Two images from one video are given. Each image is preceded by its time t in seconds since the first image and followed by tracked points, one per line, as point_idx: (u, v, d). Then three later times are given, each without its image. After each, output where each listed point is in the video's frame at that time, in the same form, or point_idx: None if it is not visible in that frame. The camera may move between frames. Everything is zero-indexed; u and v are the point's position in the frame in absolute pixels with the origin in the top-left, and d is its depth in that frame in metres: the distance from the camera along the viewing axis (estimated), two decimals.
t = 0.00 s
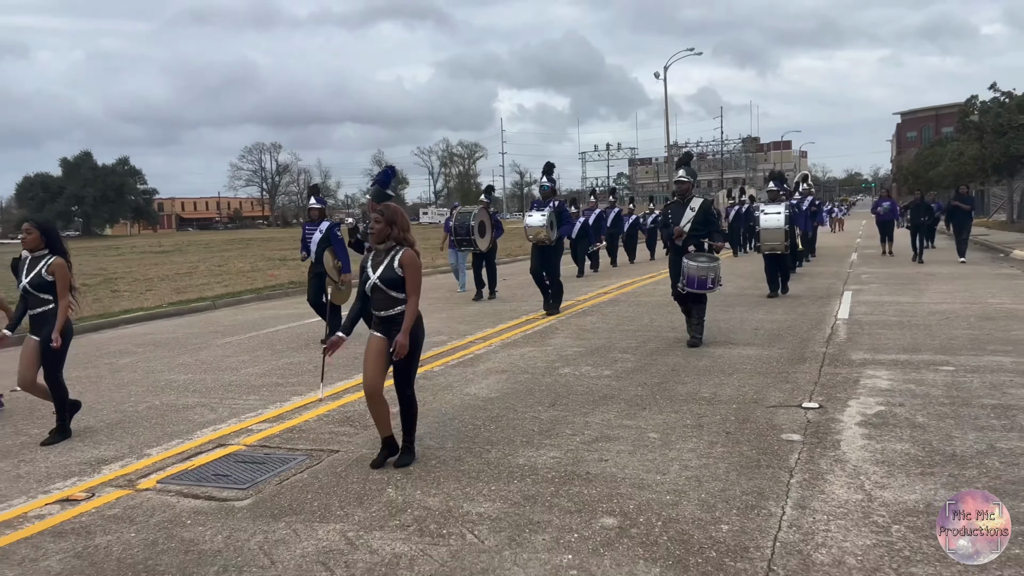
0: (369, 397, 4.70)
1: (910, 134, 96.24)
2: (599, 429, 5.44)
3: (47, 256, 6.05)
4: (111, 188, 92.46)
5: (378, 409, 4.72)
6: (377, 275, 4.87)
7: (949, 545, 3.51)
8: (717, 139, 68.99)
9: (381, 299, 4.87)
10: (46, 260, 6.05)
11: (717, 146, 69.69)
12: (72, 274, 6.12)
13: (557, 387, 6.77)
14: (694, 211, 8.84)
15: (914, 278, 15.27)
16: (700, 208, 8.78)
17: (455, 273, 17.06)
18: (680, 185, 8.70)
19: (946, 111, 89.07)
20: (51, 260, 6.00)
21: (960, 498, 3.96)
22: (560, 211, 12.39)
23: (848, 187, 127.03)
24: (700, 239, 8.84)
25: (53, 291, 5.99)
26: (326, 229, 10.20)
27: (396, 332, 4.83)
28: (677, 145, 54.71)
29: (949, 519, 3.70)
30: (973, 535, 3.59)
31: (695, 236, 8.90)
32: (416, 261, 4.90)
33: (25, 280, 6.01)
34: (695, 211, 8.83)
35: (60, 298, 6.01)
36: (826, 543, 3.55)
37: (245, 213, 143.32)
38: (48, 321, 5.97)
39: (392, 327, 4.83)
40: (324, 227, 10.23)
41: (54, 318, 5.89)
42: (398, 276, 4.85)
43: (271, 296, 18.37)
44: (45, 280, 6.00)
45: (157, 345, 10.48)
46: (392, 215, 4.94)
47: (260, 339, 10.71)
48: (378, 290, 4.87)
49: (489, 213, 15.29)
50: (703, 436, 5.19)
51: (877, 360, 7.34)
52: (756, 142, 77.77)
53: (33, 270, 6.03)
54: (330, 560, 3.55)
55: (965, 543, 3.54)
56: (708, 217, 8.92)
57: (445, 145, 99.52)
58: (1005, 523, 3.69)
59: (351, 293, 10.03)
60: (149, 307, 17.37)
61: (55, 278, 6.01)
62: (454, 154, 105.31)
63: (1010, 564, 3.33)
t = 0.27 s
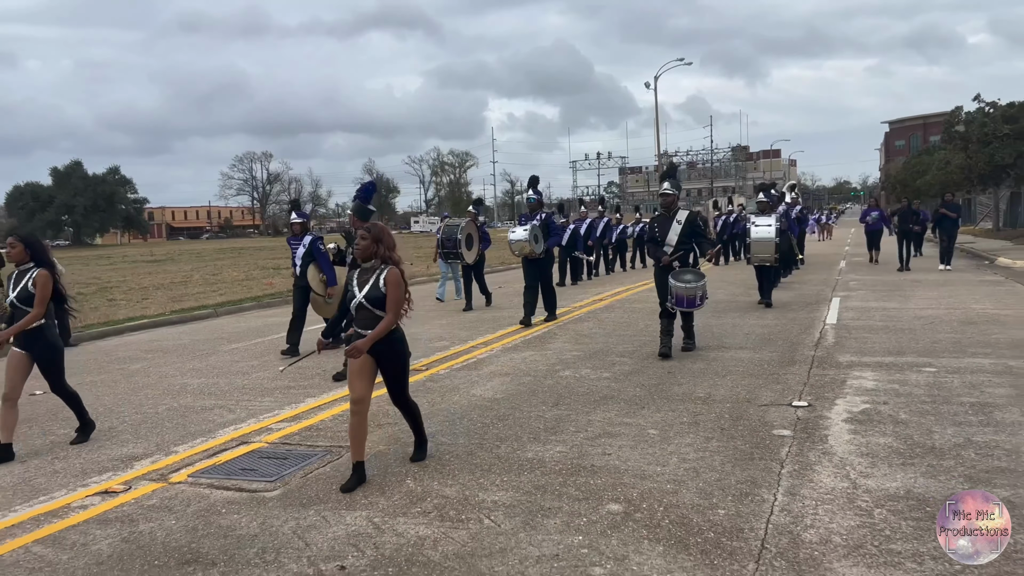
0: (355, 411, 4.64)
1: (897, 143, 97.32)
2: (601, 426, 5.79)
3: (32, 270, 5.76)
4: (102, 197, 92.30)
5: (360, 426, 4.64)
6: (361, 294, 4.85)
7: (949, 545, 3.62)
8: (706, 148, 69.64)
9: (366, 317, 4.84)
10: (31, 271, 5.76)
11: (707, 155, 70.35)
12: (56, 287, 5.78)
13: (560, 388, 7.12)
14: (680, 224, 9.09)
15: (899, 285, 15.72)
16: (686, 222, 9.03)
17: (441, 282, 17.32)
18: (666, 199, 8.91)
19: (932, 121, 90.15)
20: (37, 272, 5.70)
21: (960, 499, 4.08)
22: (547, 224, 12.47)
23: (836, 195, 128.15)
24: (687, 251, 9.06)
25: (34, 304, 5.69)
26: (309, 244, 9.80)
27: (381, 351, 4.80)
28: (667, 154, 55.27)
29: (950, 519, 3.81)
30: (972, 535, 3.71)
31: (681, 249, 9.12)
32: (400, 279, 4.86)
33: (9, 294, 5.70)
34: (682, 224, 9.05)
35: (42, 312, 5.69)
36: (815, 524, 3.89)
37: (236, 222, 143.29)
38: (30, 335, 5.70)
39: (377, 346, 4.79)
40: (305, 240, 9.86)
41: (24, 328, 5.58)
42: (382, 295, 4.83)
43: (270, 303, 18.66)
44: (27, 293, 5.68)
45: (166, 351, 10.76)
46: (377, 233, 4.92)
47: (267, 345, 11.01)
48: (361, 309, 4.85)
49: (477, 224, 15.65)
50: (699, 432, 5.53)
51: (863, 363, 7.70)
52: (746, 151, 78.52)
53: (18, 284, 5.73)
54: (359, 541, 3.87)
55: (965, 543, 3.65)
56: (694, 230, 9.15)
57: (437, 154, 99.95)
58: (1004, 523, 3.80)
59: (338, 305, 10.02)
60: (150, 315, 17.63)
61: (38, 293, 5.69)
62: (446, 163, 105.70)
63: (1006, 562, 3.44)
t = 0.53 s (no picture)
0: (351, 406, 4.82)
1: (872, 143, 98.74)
2: (594, 410, 6.11)
3: None
4: (77, 195, 91.30)
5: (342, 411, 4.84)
6: (339, 281, 4.98)
7: (949, 546, 3.54)
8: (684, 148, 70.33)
9: (343, 304, 4.99)
10: None
11: (686, 155, 71.09)
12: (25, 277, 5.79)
13: (551, 376, 7.43)
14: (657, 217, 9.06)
15: (873, 281, 16.20)
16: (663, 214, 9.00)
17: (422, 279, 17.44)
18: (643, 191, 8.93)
19: (906, 122, 91.66)
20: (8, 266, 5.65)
21: (961, 499, 4.01)
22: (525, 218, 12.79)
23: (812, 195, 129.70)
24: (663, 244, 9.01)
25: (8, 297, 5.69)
26: (285, 236, 10.01)
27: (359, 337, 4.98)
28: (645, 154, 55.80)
29: (950, 520, 3.74)
30: (972, 535, 3.63)
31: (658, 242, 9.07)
32: (380, 267, 5.03)
33: None
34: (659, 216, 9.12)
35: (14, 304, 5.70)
36: (796, 492, 4.22)
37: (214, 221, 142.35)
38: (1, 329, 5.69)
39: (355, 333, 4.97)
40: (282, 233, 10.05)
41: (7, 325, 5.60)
42: (361, 282, 4.99)
43: (257, 300, 18.83)
44: None
45: (161, 345, 10.95)
46: (355, 221, 5.04)
47: (261, 339, 11.23)
48: (339, 295, 4.99)
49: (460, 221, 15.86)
50: (686, 414, 5.86)
51: (840, 352, 8.07)
52: (723, 151, 79.39)
53: None
54: (375, 511, 4.14)
55: (964, 543, 3.57)
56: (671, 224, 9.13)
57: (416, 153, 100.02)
58: (1005, 523, 3.72)
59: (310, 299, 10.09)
60: (138, 312, 17.75)
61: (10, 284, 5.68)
62: (425, 162, 105.69)
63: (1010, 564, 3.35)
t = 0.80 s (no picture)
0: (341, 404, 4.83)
1: (856, 137, 99.60)
2: (599, 394, 6.43)
3: None
4: (60, 186, 90.61)
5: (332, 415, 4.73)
6: (333, 282, 4.91)
7: (950, 545, 3.52)
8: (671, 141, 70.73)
9: (337, 305, 4.92)
10: None
11: (672, 147, 71.55)
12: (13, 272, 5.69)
13: (554, 364, 7.74)
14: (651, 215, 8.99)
15: (859, 273, 16.62)
16: (656, 213, 8.93)
17: (415, 272, 17.59)
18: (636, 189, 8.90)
19: (890, 116, 92.59)
20: None
21: (960, 499, 3.97)
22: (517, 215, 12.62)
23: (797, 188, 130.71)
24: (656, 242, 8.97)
25: None
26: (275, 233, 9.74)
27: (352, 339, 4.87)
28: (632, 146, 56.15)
29: (950, 519, 3.72)
30: (972, 535, 3.62)
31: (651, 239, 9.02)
32: (375, 268, 4.97)
33: None
34: (653, 215, 9.00)
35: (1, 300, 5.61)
36: (793, 466, 4.55)
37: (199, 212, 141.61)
38: None
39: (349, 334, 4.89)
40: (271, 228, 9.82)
41: None
42: (355, 283, 4.91)
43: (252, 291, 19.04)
44: None
45: (167, 335, 11.17)
46: (350, 221, 4.98)
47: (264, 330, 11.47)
48: (333, 296, 4.91)
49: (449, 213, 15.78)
50: (686, 397, 6.19)
51: (829, 340, 8.43)
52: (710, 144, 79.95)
53: None
54: (403, 485, 4.44)
55: (965, 543, 3.55)
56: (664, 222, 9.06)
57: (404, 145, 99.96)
58: (1005, 522, 3.70)
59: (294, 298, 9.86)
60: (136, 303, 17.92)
61: None
62: (412, 153, 105.61)
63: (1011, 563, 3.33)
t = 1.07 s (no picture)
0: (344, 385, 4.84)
1: (864, 127, 99.43)
2: (616, 374, 6.80)
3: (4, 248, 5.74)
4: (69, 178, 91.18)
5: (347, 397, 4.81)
6: (348, 267, 4.99)
7: (949, 545, 3.39)
8: (677, 132, 70.79)
9: (351, 289, 4.99)
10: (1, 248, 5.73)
11: (679, 139, 71.65)
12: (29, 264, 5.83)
13: (573, 347, 8.10)
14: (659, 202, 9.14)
15: (866, 262, 16.93)
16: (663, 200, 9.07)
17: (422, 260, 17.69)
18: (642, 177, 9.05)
19: (898, 107, 92.45)
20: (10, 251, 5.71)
21: (960, 498, 3.83)
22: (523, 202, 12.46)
23: (805, 179, 130.54)
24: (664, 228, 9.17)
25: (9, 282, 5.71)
26: (281, 222, 9.69)
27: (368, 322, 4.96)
28: (639, 137, 56.29)
29: (949, 518, 3.58)
30: (972, 535, 3.48)
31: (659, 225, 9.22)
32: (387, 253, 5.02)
33: None
34: (660, 202, 9.20)
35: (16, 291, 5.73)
36: (801, 437, 4.90)
37: (207, 204, 142.29)
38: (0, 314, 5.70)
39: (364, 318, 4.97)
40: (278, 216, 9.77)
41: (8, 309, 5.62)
42: (369, 268, 4.98)
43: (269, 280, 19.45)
44: None
45: (194, 321, 11.57)
46: (362, 207, 5.03)
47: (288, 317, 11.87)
48: (348, 281, 4.99)
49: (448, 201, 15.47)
50: (699, 376, 6.54)
51: (835, 325, 8.75)
52: (717, 135, 80.00)
53: None
54: (441, 452, 4.83)
55: (964, 543, 3.43)
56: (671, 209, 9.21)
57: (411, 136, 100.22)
58: (1006, 523, 3.57)
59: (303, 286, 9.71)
60: (157, 291, 18.36)
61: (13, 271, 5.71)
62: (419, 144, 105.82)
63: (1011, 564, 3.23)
